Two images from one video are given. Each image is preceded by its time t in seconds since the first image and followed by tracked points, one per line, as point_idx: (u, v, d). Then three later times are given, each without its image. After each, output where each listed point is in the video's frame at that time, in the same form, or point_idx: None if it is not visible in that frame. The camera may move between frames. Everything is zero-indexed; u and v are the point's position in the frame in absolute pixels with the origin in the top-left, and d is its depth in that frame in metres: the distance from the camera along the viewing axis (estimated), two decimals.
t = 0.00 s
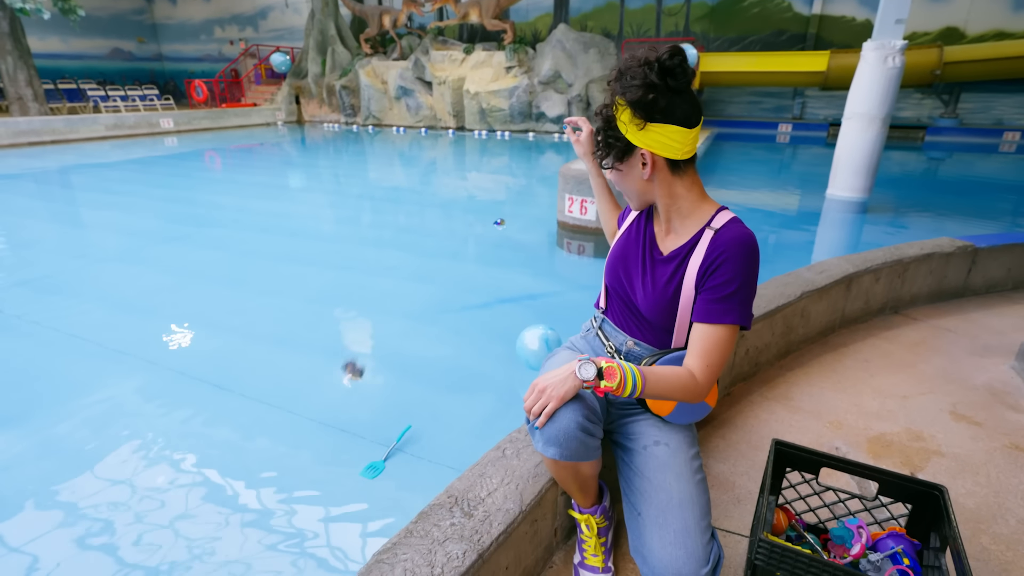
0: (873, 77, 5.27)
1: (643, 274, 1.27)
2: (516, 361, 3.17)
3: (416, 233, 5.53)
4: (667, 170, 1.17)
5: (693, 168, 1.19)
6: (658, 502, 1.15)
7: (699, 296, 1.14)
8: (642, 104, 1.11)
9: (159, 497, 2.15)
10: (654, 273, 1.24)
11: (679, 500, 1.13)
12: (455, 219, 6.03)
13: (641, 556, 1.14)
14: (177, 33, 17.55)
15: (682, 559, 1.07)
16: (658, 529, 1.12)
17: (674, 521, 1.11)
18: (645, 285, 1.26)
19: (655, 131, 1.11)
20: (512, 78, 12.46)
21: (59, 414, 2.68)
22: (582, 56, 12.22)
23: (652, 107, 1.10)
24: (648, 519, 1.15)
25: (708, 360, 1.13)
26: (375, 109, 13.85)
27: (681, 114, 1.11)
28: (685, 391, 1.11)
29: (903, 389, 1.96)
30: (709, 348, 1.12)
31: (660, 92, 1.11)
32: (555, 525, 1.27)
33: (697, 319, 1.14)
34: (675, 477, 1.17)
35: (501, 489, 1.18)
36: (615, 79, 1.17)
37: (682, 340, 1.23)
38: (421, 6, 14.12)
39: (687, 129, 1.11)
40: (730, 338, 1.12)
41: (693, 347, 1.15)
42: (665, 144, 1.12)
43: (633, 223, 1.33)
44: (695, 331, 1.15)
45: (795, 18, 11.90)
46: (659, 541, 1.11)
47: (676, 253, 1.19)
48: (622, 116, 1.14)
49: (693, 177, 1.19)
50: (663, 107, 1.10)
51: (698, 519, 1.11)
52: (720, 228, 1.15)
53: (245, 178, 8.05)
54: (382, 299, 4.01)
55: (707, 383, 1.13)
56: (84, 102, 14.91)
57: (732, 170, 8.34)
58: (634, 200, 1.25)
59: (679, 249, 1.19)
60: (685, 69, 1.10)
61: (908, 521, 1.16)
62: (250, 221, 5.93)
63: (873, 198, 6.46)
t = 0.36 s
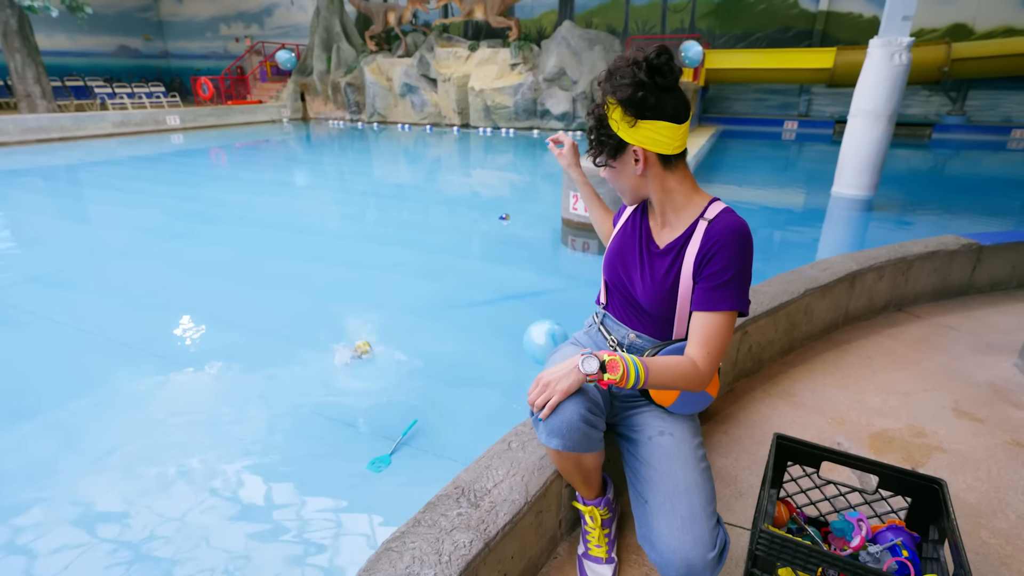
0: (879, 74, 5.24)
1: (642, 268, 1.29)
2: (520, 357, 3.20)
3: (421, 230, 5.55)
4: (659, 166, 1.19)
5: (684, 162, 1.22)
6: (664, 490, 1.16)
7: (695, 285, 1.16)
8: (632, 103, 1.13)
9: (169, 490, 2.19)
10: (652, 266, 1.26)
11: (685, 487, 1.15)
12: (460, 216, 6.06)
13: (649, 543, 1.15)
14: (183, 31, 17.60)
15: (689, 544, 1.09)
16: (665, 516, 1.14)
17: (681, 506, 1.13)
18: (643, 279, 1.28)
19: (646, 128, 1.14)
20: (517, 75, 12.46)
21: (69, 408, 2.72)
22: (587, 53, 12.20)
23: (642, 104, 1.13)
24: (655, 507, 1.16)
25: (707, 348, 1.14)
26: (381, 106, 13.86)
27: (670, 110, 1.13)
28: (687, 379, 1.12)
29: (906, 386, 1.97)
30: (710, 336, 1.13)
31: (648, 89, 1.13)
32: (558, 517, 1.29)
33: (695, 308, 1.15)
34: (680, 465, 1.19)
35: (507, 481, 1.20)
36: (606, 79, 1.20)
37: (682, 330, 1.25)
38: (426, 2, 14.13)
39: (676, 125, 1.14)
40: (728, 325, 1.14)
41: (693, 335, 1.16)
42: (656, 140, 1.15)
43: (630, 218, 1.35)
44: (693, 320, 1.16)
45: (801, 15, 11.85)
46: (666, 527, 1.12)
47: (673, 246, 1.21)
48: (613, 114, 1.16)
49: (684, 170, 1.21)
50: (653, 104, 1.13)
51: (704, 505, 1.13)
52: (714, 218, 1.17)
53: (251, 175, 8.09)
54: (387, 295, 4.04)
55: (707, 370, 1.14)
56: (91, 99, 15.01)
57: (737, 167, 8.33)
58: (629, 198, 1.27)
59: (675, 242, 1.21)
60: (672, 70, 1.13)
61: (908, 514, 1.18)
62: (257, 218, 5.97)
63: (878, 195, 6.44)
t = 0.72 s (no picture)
0: (881, 73, 5.22)
1: (631, 263, 1.30)
2: (522, 354, 3.22)
3: (423, 228, 5.57)
4: (642, 163, 1.20)
5: (668, 158, 1.23)
6: (663, 481, 1.18)
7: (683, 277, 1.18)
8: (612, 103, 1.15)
9: (172, 486, 2.22)
10: (642, 261, 1.27)
11: (683, 478, 1.16)
12: (462, 214, 6.07)
13: (647, 533, 1.17)
14: (186, 30, 17.63)
15: (688, 533, 1.11)
16: (664, 506, 1.15)
17: (679, 497, 1.15)
18: (634, 274, 1.29)
19: (627, 126, 1.16)
20: (519, 73, 12.45)
21: (73, 405, 2.75)
22: (589, 52, 12.24)
23: (621, 104, 1.15)
24: (653, 498, 1.18)
25: (698, 339, 1.15)
26: (383, 105, 13.89)
27: (650, 108, 1.15)
28: (680, 369, 1.13)
29: (904, 384, 1.98)
30: (700, 326, 1.14)
31: (628, 89, 1.15)
32: (555, 511, 1.31)
33: (684, 300, 1.16)
34: (678, 457, 1.20)
35: (504, 476, 1.22)
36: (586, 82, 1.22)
37: (673, 324, 1.26)
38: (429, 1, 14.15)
39: (656, 123, 1.16)
40: (718, 315, 1.15)
41: (683, 326, 1.16)
42: (638, 138, 1.16)
43: (619, 215, 1.36)
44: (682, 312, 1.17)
45: (804, 13, 11.82)
46: (665, 517, 1.14)
47: (660, 240, 1.22)
48: (595, 115, 1.18)
49: (668, 165, 1.23)
50: (632, 103, 1.14)
51: (702, 494, 1.15)
52: (699, 211, 1.18)
53: (254, 173, 8.12)
54: (388, 293, 4.06)
55: (700, 361, 1.15)
56: (95, 98, 15.07)
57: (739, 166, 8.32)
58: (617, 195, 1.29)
59: (661, 238, 1.22)
60: (646, 71, 1.16)
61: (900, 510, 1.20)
62: (259, 216, 5.99)
63: (881, 194, 6.43)
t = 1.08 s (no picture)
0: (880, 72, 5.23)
1: (622, 261, 1.31)
2: (521, 353, 3.24)
3: (423, 228, 5.58)
4: (630, 161, 1.22)
5: (656, 157, 1.24)
6: (653, 476, 1.19)
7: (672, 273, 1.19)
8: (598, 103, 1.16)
9: (172, 483, 2.24)
10: (633, 258, 1.28)
11: (674, 473, 1.18)
12: (462, 213, 6.09)
13: (637, 527, 1.19)
14: (187, 29, 17.63)
15: (677, 528, 1.12)
16: (654, 501, 1.17)
17: (669, 492, 1.16)
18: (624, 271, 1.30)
19: (615, 126, 1.17)
20: (520, 73, 12.44)
21: (74, 403, 2.77)
22: (589, 51, 12.24)
23: (610, 105, 1.16)
24: (644, 493, 1.20)
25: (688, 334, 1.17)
26: (383, 104, 13.91)
27: (638, 108, 1.16)
28: (670, 365, 1.16)
29: (899, 382, 2.00)
30: (691, 322, 1.16)
31: (616, 90, 1.16)
32: (551, 507, 1.33)
33: (674, 296, 1.18)
34: (669, 453, 1.22)
35: (499, 471, 1.24)
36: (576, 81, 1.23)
37: (664, 321, 1.27)
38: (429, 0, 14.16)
39: (644, 123, 1.17)
40: (708, 310, 1.16)
41: (674, 322, 1.18)
42: (626, 137, 1.18)
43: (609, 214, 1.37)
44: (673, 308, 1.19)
45: (804, 12, 11.83)
46: (655, 513, 1.16)
47: (650, 237, 1.23)
48: (585, 114, 1.19)
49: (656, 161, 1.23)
50: (620, 104, 1.15)
51: (692, 489, 1.17)
52: (687, 208, 1.19)
53: (255, 172, 8.14)
54: (388, 292, 4.08)
55: (691, 357, 1.17)
56: (96, 97, 15.08)
57: (739, 165, 8.32)
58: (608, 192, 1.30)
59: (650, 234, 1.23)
60: (630, 70, 1.16)
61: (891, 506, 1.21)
62: (260, 215, 6.01)
63: (880, 194, 6.44)
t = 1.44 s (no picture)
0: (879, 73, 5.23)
1: (599, 260, 1.32)
2: (521, 352, 3.25)
3: (422, 227, 5.59)
4: (585, 161, 1.22)
5: (612, 157, 1.24)
6: (651, 472, 1.20)
7: (642, 268, 1.20)
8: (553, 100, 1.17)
9: (172, 481, 2.25)
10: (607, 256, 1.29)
11: (671, 468, 1.19)
12: (462, 213, 6.09)
13: (638, 523, 1.20)
14: (187, 29, 17.62)
15: (676, 522, 1.13)
16: (653, 496, 1.18)
17: (667, 487, 1.17)
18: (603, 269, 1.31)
19: (569, 126, 1.17)
20: (520, 72, 12.44)
21: (73, 403, 2.77)
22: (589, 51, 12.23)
23: (564, 105, 1.16)
24: (642, 488, 1.21)
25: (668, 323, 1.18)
26: (383, 103, 13.92)
27: (592, 109, 1.16)
28: (663, 354, 1.18)
29: (895, 381, 2.01)
30: (672, 310, 1.17)
31: (570, 91, 1.16)
32: (548, 505, 1.34)
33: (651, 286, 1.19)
34: (665, 447, 1.23)
35: (496, 469, 1.25)
36: (532, 78, 1.23)
37: (648, 313, 1.29)
38: None
39: (598, 124, 1.17)
40: (687, 294, 1.17)
41: (657, 311, 1.19)
42: (580, 138, 1.18)
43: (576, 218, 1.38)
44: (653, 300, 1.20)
45: (804, 12, 11.84)
46: (654, 508, 1.17)
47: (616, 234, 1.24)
48: (539, 114, 1.19)
49: (614, 159, 1.24)
50: (574, 105, 1.16)
51: (689, 483, 1.18)
52: (645, 200, 1.20)
53: (254, 172, 8.14)
54: (387, 291, 4.08)
55: (682, 341, 1.19)
56: (95, 97, 15.07)
57: (739, 164, 8.33)
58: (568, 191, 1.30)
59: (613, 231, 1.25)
60: (590, 69, 1.17)
61: (886, 504, 1.22)
62: (260, 215, 6.02)
63: (879, 193, 6.44)
